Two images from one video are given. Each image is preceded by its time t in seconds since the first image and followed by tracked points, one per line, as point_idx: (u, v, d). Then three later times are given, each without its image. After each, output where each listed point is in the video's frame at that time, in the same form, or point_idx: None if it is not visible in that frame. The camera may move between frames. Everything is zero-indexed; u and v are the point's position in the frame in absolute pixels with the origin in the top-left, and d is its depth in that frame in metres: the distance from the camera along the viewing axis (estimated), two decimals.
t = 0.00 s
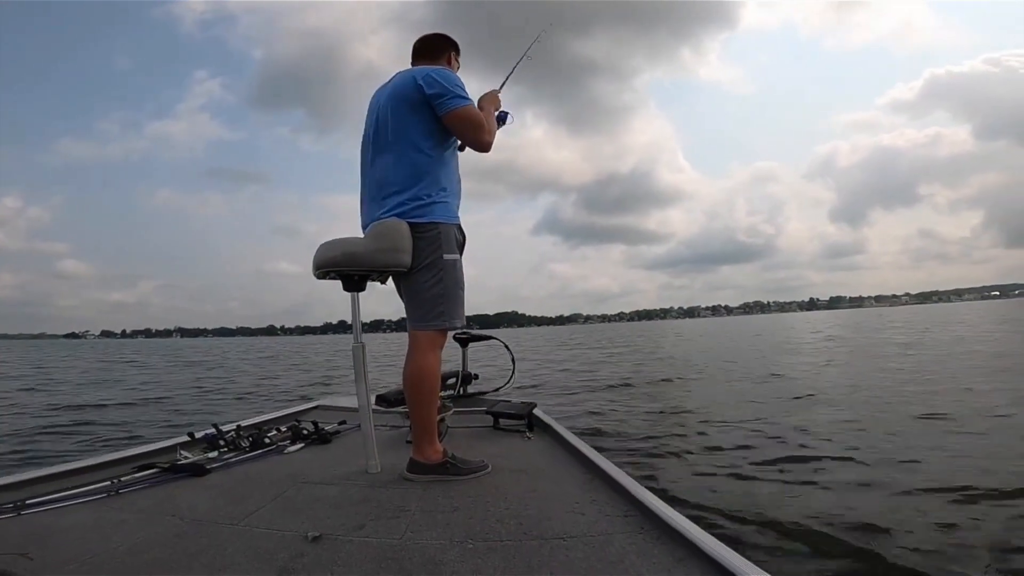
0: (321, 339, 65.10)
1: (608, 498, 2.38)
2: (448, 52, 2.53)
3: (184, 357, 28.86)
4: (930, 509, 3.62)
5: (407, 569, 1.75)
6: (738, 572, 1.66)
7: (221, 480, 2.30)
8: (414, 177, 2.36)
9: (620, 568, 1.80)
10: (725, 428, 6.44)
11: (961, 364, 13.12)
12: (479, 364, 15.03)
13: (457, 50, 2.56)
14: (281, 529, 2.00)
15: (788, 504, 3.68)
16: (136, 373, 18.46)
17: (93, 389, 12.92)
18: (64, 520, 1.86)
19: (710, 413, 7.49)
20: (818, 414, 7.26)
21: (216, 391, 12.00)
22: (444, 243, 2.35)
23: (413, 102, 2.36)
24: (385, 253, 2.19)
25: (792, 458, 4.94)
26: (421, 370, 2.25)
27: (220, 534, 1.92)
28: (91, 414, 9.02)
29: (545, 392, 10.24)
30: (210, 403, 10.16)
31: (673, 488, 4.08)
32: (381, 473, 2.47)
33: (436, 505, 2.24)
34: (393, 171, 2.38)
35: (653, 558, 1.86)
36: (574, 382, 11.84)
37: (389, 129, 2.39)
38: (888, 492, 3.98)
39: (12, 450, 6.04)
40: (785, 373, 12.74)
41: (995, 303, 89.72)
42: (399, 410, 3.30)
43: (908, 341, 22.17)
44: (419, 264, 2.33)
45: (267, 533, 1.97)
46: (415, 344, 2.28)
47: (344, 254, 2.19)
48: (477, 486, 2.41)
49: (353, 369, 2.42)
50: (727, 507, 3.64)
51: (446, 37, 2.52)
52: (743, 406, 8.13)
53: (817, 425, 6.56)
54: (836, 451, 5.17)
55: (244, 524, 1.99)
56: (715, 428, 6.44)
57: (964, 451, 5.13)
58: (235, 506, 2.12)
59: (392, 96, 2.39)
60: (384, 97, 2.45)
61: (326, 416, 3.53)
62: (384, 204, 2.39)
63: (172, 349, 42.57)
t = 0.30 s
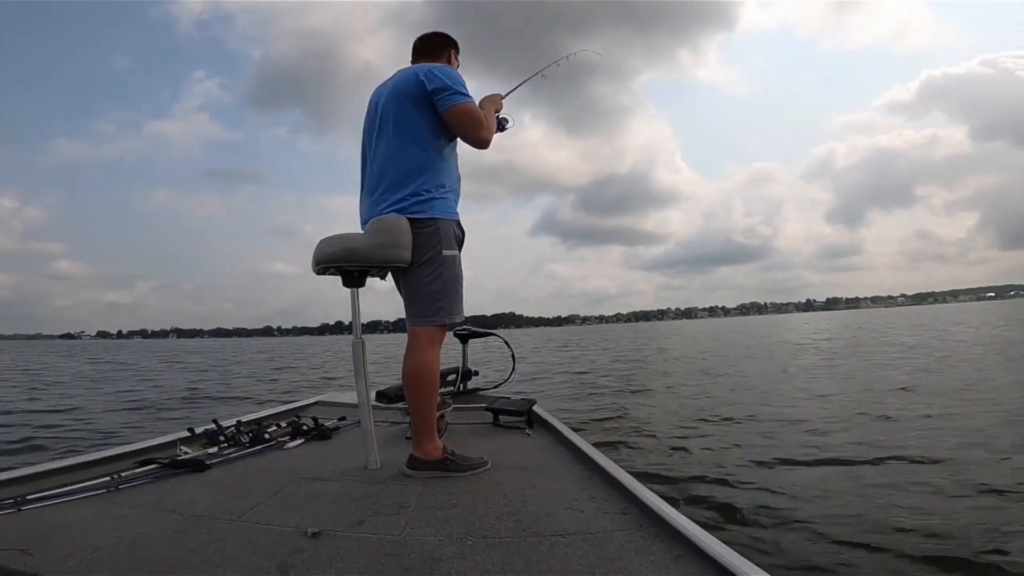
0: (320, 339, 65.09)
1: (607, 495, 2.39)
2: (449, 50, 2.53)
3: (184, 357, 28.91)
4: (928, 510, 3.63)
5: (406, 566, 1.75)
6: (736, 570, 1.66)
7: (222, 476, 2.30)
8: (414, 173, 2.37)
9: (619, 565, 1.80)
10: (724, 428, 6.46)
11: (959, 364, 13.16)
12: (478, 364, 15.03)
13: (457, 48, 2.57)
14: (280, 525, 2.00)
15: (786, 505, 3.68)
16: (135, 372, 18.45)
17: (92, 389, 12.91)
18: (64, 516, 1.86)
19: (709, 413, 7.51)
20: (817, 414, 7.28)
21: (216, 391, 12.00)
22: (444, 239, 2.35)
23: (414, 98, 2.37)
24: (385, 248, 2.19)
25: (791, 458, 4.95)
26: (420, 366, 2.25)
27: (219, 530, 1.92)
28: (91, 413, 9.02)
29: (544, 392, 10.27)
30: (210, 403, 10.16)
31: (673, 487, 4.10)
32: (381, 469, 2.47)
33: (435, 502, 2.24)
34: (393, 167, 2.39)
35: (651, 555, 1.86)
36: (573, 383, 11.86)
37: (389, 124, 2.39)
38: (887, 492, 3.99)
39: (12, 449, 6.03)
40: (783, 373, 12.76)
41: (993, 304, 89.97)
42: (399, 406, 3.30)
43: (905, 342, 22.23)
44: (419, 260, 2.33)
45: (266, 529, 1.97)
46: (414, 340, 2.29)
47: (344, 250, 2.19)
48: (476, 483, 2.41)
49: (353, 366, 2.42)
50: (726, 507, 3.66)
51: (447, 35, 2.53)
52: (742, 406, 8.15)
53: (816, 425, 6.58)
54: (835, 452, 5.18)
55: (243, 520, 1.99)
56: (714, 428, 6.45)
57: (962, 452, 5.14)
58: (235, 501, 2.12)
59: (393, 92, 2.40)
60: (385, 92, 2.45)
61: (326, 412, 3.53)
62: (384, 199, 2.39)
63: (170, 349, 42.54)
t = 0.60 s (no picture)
0: (320, 340, 65.11)
1: (608, 497, 2.39)
2: (451, 49, 2.53)
3: (182, 358, 28.89)
4: (929, 510, 3.63)
5: (409, 569, 1.75)
6: (739, 571, 1.66)
7: (223, 480, 2.31)
8: (415, 174, 2.37)
9: (622, 567, 1.80)
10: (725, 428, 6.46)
11: (957, 365, 13.19)
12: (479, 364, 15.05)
13: (459, 47, 2.56)
14: (282, 528, 2.00)
15: (788, 506, 3.68)
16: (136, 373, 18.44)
17: (93, 390, 12.92)
18: (64, 520, 1.86)
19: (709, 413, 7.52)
20: (816, 415, 7.29)
21: (217, 392, 12.00)
22: (445, 242, 2.35)
23: (416, 99, 2.37)
24: (386, 251, 2.19)
25: (791, 459, 4.95)
26: (421, 369, 2.25)
27: (221, 534, 1.92)
28: (93, 413, 9.03)
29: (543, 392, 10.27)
30: (211, 403, 10.16)
31: (673, 488, 4.10)
32: (382, 472, 2.47)
33: (437, 505, 2.24)
34: (394, 168, 2.39)
35: (654, 557, 1.86)
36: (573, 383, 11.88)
37: (391, 125, 2.39)
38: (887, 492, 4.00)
39: (14, 450, 6.04)
40: (783, 374, 12.78)
41: (992, 303, 90.02)
42: (400, 409, 3.31)
43: (905, 343, 22.27)
44: (420, 263, 2.33)
45: (267, 532, 1.97)
46: (415, 343, 2.28)
47: (345, 253, 2.20)
48: (477, 485, 2.41)
49: (354, 369, 2.42)
50: (726, 508, 3.66)
51: (449, 35, 2.52)
52: (742, 406, 8.16)
53: (816, 425, 6.58)
54: (835, 452, 5.19)
55: (244, 524, 1.99)
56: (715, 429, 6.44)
57: (962, 452, 5.14)
58: (235, 505, 2.12)
59: (395, 92, 2.39)
60: (387, 93, 2.45)
61: (327, 416, 3.53)
62: (387, 200, 2.39)
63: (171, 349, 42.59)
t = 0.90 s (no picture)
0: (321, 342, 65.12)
1: (612, 502, 2.38)
2: (451, 52, 2.53)
3: (183, 359, 28.88)
4: (933, 511, 3.62)
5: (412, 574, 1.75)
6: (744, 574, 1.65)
7: (224, 486, 2.31)
8: (413, 180, 2.37)
9: (626, 571, 1.80)
10: (727, 429, 6.44)
11: (958, 364, 13.17)
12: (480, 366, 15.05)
13: (459, 50, 2.57)
14: (284, 535, 2.00)
15: (791, 509, 3.67)
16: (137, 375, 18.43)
17: (94, 392, 12.91)
18: (66, 526, 1.86)
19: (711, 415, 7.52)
20: (818, 415, 7.28)
21: (218, 394, 12.00)
22: (444, 248, 2.35)
23: (414, 104, 2.37)
24: (386, 258, 2.19)
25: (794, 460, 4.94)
26: (421, 375, 2.25)
27: (222, 540, 1.92)
28: (94, 416, 9.02)
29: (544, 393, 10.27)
30: (213, 405, 10.15)
31: (675, 490, 4.09)
32: (384, 478, 2.47)
33: (439, 510, 2.23)
34: (393, 174, 2.39)
35: (658, 561, 1.86)
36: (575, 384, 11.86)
37: (390, 130, 2.39)
38: (890, 491, 3.99)
39: (16, 454, 6.03)
40: (785, 374, 12.76)
41: (994, 303, 89.87)
42: (401, 415, 3.30)
43: (907, 342, 22.25)
44: (420, 269, 2.33)
45: (270, 538, 1.97)
46: (416, 349, 2.28)
47: (345, 259, 2.20)
48: (480, 490, 2.41)
49: (355, 375, 2.42)
50: (729, 511, 3.66)
51: (449, 38, 2.53)
52: (743, 407, 8.15)
53: (819, 426, 6.57)
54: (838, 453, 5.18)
55: (246, 530, 1.99)
56: (717, 429, 6.43)
57: (965, 452, 5.12)
58: (237, 511, 2.12)
59: (393, 97, 2.40)
60: (385, 98, 2.46)
61: (329, 422, 3.53)
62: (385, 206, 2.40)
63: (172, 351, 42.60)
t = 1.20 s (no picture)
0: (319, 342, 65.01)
1: (611, 503, 2.39)
2: (447, 54, 2.53)
3: (181, 360, 28.83)
4: (929, 511, 3.63)
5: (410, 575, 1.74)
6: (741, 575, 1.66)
7: (223, 485, 2.30)
8: (410, 181, 2.37)
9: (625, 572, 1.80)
10: (725, 429, 6.46)
11: (955, 364, 13.22)
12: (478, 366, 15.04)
13: (455, 52, 2.57)
14: (282, 535, 1.99)
15: (788, 510, 3.68)
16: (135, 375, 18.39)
17: (92, 393, 12.87)
18: (64, 525, 1.85)
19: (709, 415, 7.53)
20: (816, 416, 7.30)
21: (216, 395, 11.97)
22: (443, 248, 2.35)
23: (410, 106, 2.37)
24: (386, 258, 2.19)
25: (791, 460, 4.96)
26: (420, 376, 2.25)
27: (221, 540, 1.91)
28: (91, 416, 8.99)
29: (542, 394, 10.29)
30: (211, 406, 10.13)
31: (673, 490, 4.10)
32: (383, 479, 2.47)
33: (438, 511, 2.23)
34: (390, 176, 2.39)
35: (657, 563, 1.86)
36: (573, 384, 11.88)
37: (386, 132, 2.39)
38: (887, 492, 4.01)
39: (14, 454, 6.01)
40: (782, 374, 12.78)
41: (989, 303, 90.27)
42: (400, 415, 3.30)
43: (904, 341, 22.32)
44: (419, 269, 2.33)
45: (268, 538, 1.96)
46: (415, 350, 2.28)
47: (344, 259, 2.19)
48: (479, 491, 2.41)
49: (354, 375, 2.42)
50: (727, 511, 3.67)
51: (444, 40, 2.53)
52: (741, 407, 8.17)
53: (816, 425, 6.59)
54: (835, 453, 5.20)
55: (244, 530, 1.99)
56: (715, 429, 6.44)
57: (961, 452, 5.15)
58: (235, 511, 2.11)
59: (389, 100, 2.40)
60: (381, 100, 2.46)
61: (328, 422, 3.52)
62: (382, 208, 2.40)
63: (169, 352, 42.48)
